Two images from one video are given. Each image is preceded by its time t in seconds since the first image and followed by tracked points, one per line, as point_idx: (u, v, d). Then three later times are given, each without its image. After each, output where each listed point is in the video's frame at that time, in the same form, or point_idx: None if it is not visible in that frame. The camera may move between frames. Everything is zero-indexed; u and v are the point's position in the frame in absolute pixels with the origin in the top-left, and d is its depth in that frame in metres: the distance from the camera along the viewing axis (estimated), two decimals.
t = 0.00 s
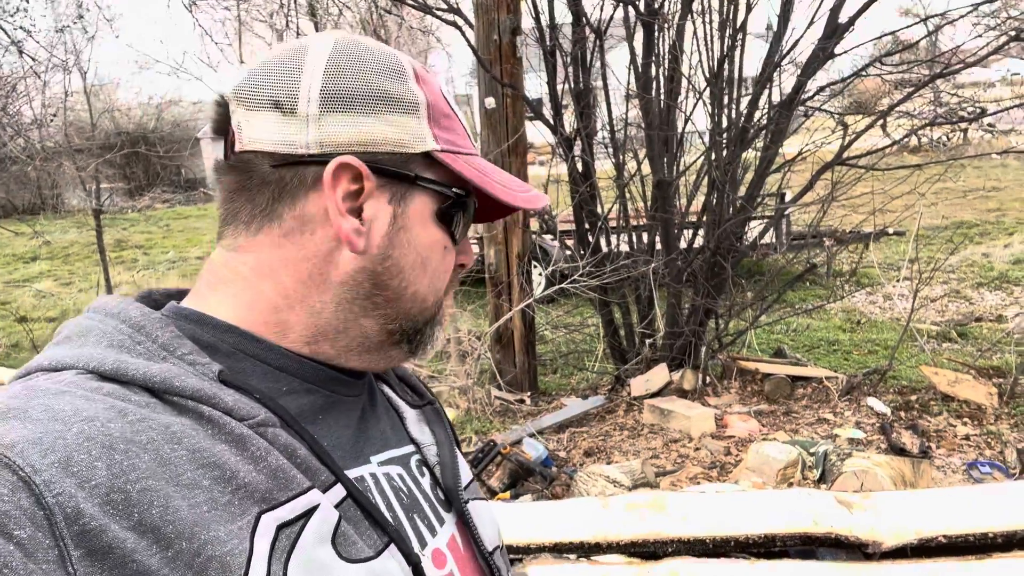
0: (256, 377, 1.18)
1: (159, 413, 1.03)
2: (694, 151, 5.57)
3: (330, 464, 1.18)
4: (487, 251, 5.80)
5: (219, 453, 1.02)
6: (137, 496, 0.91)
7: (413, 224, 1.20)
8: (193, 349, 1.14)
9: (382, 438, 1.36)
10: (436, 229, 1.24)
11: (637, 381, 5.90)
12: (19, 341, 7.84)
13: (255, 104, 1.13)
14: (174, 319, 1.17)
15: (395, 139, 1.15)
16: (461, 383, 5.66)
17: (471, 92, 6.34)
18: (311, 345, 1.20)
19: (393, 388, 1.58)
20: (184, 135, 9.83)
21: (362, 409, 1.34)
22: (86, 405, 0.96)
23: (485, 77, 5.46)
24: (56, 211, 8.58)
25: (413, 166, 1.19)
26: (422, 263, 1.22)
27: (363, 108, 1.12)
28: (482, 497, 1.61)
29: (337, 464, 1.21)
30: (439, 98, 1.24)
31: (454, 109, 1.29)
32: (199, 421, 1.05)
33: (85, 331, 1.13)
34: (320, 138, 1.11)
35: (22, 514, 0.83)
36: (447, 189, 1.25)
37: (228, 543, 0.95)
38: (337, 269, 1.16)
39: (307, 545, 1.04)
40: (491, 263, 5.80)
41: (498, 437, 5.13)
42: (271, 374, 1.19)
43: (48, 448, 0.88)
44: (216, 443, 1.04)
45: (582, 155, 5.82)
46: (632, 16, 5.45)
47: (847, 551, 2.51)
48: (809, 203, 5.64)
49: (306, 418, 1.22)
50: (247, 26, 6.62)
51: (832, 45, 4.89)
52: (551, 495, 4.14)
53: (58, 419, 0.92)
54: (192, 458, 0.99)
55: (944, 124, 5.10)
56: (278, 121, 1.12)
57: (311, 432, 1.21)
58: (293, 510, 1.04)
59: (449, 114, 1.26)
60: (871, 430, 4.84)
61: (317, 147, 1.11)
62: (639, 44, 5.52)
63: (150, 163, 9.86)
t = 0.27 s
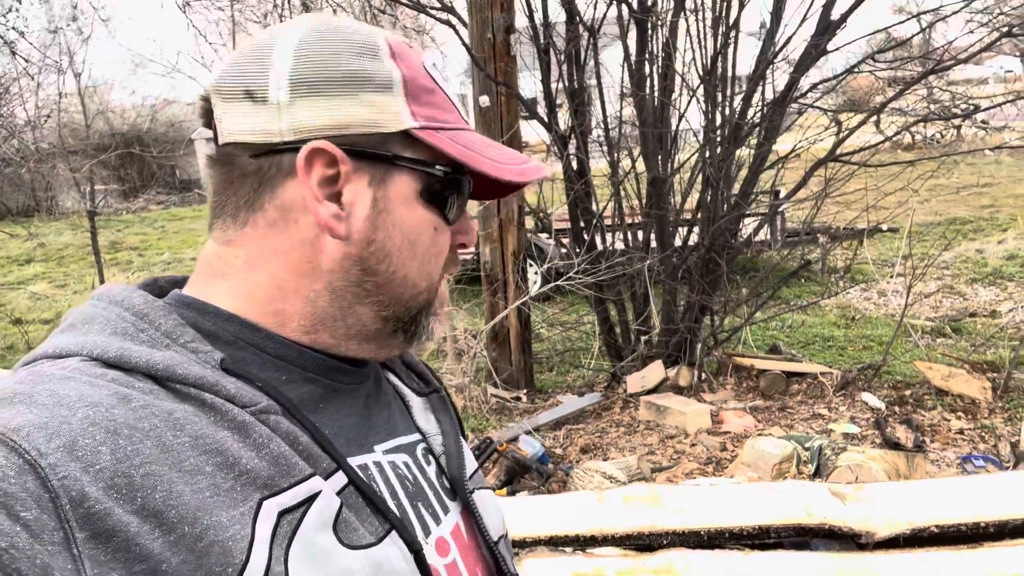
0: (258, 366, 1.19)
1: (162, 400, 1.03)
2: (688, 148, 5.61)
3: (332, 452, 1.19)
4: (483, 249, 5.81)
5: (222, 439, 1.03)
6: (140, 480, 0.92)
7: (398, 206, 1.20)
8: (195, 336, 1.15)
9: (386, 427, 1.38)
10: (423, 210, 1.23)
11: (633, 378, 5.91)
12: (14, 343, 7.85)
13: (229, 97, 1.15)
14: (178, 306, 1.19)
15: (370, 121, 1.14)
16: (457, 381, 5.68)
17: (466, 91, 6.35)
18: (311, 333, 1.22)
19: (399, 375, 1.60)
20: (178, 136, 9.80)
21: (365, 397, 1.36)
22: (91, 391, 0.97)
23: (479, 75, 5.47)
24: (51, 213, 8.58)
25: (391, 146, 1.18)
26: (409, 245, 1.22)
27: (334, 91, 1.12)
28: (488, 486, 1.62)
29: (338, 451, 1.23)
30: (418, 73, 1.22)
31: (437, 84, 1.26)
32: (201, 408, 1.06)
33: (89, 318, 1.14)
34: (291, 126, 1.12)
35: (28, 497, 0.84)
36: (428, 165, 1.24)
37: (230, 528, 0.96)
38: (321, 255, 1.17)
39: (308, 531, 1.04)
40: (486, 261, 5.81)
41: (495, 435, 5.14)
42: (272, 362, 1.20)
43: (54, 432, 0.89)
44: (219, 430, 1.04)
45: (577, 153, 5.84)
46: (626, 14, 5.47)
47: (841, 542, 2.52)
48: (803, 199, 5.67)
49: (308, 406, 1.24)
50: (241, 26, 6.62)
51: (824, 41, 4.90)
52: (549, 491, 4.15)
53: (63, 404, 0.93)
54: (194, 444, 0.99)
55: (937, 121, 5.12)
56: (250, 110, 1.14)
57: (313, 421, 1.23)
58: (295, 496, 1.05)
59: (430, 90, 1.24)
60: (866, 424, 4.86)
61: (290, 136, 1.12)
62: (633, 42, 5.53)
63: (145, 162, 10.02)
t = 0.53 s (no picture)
0: (243, 377, 1.22)
1: (155, 409, 1.04)
2: (684, 148, 5.60)
3: (322, 463, 1.20)
4: (479, 249, 5.82)
5: (214, 450, 1.03)
6: (135, 489, 0.92)
7: (234, 184, 1.27)
8: (187, 346, 1.17)
9: (373, 437, 1.41)
10: (255, 185, 1.25)
11: (629, 378, 5.92)
12: (11, 346, 7.83)
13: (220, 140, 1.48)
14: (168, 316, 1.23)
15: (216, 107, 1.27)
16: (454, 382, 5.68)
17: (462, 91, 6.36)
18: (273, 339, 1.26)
19: (390, 385, 1.63)
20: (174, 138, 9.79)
21: (350, 409, 1.39)
22: (86, 400, 0.98)
23: (474, 76, 5.47)
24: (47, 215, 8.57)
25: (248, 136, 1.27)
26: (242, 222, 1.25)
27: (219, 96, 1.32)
28: (479, 495, 1.63)
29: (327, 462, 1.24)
30: (272, 51, 1.27)
31: (296, 52, 1.26)
32: (193, 419, 1.06)
33: (82, 327, 1.15)
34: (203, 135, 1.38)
35: (25, 502, 0.85)
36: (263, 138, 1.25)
37: (223, 537, 0.96)
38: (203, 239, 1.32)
39: (298, 542, 1.05)
40: (482, 262, 5.81)
41: (492, 435, 5.14)
42: (254, 373, 1.24)
43: (50, 440, 0.90)
44: (211, 440, 1.04)
45: (572, 153, 5.83)
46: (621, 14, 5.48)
47: (834, 542, 2.53)
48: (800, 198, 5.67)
49: (294, 417, 1.27)
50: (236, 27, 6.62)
51: (820, 40, 4.92)
52: (545, 492, 4.16)
53: (60, 412, 0.94)
54: (187, 454, 1.00)
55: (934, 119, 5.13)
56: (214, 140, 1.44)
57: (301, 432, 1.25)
58: (285, 507, 1.06)
59: (279, 59, 1.26)
60: (863, 423, 4.87)
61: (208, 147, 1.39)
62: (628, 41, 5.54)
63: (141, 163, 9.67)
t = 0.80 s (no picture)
0: (246, 383, 1.22)
1: (158, 415, 1.03)
2: (683, 147, 5.59)
3: (324, 471, 1.20)
4: (478, 249, 5.81)
5: (216, 457, 1.03)
6: (135, 497, 0.91)
7: (215, 189, 1.29)
8: (191, 351, 1.17)
9: (377, 443, 1.40)
10: (234, 189, 1.27)
11: (629, 377, 5.91)
12: (11, 347, 7.84)
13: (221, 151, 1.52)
14: (171, 321, 1.24)
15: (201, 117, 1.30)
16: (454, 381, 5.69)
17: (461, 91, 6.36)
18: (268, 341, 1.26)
19: (395, 390, 1.63)
20: (173, 138, 9.77)
21: (354, 414, 1.39)
22: (88, 406, 0.98)
23: (473, 76, 5.47)
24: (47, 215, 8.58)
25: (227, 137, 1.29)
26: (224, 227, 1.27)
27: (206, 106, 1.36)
28: (483, 503, 1.62)
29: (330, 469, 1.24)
30: (244, 52, 1.29)
31: (265, 51, 1.27)
32: (196, 425, 1.06)
33: (87, 331, 1.15)
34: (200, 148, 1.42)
35: (24, 509, 0.84)
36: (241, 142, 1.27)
37: (224, 545, 0.95)
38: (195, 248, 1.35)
39: (300, 551, 1.04)
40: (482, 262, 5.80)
41: (492, 435, 5.14)
42: (256, 379, 1.24)
43: (51, 446, 0.90)
44: (213, 447, 1.04)
45: (571, 152, 5.82)
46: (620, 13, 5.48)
47: (835, 543, 2.52)
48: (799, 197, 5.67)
49: (298, 422, 1.27)
50: (236, 27, 6.63)
51: (818, 39, 4.91)
52: (545, 492, 4.16)
53: (61, 419, 0.94)
54: (188, 461, 0.99)
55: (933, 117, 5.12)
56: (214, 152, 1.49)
57: (305, 438, 1.25)
58: (287, 515, 1.05)
59: (247, 60, 1.27)
60: (862, 422, 4.87)
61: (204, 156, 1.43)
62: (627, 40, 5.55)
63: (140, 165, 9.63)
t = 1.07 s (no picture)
0: (244, 380, 1.22)
1: (155, 412, 1.03)
2: (684, 146, 5.58)
3: (321, 468, 1.20)
4: (479, 248, 5.80)
5: (213, 454, 1.03)
6: (133, 494, 0.91)
7: (211, 185, 1.29)
8: (187, 349, 1.17)
9: (374, 440, 1.40)
10: (231, 184, 1.27)
11: (630, 376, 5.91)
12: (13, 346, 7.83)
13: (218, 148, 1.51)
14: (167, 317, 1.24)
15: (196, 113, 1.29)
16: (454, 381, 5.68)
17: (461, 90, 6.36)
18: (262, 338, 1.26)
19: (393, 387, 1.63)
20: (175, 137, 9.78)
21: (350, 411, 1.39)
22: (86, 404, 0.98)
23: (473, 74, 5.46)
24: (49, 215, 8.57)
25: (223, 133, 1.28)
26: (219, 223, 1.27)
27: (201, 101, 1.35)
28: (480, 500, 1.62)
29: (327, 466, 1.24)
30: (239, 48, 1.28)
31: (260, 46, 1.27)
32: (193, 422, 1.06)
33: (84, 328, 1.15)
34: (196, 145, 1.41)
35: (23, 508, 0.84)
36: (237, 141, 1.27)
37: (222, 542, 0.95)
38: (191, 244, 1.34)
39: (297, 548, 1.04)
40: (482, 261, 5.80)
41: (492, 434, 5.14)
42: (253, 375, 1.24)
43: (49, 444, 0.89)
44: (210, 445, 1.04)
45: (572, 151, 5.82)
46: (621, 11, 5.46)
47: (834, 541, 2.52)
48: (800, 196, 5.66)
49: (295, 418, 1.27)
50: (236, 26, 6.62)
51: (820, 37, 4.90)
52: (546, 491, 4.15)
53: (58, 417, 0.94)
54: (185, 459, 0.99)
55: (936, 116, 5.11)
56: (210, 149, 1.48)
57: (301, 435, 1.25)
58: (284, 512, 1.05)
59: (243, 55, 1.27)
60: (864, 421, 4.86)
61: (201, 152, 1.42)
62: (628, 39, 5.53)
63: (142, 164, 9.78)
